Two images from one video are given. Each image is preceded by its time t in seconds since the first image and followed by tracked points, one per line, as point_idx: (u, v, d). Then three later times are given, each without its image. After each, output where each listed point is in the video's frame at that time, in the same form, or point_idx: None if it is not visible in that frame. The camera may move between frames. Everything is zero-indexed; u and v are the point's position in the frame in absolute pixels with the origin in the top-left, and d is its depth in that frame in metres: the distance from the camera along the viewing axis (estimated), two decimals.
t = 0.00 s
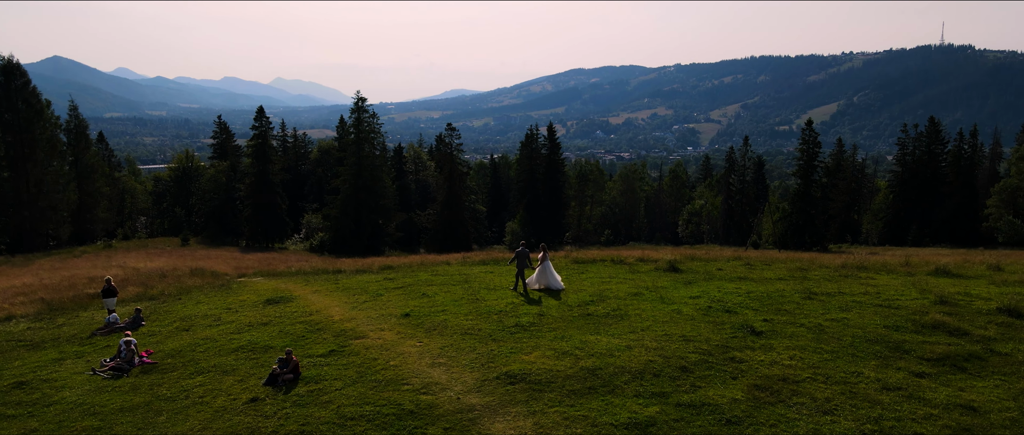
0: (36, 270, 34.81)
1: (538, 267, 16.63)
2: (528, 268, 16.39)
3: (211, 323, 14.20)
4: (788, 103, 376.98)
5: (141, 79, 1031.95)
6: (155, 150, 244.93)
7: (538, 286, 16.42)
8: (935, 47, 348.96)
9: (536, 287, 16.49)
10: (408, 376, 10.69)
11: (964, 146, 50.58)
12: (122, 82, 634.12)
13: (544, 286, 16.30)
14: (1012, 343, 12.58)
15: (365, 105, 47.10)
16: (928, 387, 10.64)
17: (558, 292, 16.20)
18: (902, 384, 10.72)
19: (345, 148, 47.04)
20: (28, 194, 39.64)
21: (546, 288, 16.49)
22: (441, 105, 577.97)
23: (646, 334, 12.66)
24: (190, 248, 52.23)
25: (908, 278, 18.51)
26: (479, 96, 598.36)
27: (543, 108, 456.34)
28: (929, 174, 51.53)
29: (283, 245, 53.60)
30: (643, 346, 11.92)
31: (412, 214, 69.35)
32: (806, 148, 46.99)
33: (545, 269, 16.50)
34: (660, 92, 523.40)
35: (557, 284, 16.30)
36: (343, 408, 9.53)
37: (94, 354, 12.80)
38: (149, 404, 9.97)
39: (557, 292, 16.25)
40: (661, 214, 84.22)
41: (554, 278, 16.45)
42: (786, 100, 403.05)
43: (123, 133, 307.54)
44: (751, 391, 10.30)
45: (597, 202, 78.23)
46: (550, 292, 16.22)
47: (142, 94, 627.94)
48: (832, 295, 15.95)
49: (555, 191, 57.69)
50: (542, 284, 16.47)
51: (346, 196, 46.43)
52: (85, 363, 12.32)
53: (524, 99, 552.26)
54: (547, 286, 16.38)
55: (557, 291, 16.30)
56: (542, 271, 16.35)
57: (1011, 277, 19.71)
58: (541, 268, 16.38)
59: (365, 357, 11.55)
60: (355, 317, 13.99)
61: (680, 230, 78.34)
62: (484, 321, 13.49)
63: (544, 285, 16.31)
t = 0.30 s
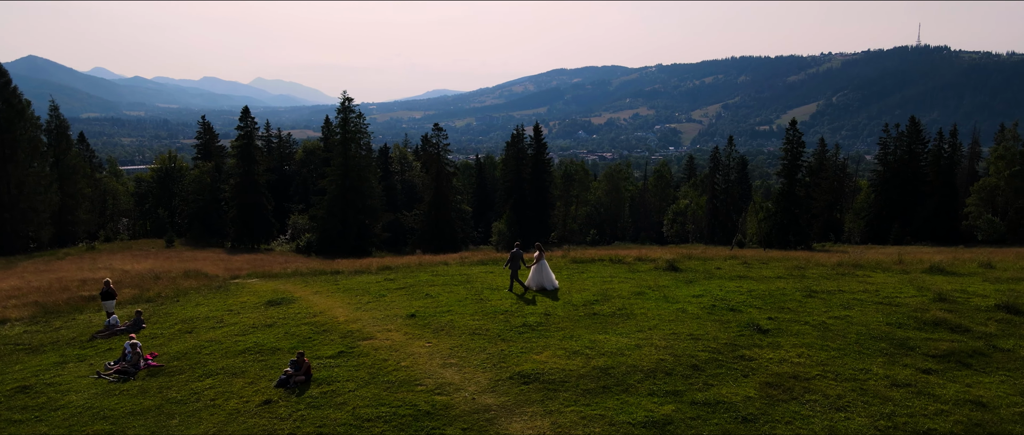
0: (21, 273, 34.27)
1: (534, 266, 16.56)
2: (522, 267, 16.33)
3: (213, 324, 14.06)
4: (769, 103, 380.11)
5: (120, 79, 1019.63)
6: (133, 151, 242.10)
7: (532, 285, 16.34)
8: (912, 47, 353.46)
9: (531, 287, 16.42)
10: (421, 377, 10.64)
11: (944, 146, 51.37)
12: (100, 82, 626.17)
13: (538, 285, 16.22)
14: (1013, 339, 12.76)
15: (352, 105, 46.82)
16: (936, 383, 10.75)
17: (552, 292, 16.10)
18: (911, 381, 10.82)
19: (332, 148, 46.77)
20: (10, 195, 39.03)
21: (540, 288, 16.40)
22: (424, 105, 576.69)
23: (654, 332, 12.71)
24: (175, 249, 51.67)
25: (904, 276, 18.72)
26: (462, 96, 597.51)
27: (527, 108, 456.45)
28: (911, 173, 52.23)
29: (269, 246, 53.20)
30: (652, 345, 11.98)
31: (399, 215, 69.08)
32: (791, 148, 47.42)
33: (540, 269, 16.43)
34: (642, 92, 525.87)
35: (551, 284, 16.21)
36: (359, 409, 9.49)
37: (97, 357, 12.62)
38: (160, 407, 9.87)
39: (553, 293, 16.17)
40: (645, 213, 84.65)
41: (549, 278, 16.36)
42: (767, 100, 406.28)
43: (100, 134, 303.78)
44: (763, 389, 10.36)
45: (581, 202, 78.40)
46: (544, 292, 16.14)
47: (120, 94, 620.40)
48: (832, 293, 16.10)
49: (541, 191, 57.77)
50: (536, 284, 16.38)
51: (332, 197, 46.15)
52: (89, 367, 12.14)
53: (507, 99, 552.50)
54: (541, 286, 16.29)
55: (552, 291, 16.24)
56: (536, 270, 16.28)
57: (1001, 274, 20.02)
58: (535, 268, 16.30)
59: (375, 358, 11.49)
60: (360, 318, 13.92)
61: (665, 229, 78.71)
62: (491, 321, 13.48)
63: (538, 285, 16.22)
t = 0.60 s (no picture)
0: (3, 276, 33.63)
1: (529, 267, 16.60)
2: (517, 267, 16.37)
3: (215, 327, 13.91)
4: (748, 104, 383.13)
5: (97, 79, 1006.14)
6: (109, 152, 238.52)
7: (528, 286, 16.36)
8: (889, 47, 358.06)
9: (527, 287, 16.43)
10: (432, 378, 10.59)
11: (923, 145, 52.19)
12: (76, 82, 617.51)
13: (534, 285, 16.23)
14: (1012, 335, 12.96)
15: (337, 105, 46.79)
16: (943, 379, 10.89)
17: (549, 291, 16.10)
18: (918, 377, 10.95)
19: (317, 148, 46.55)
20: None
21: (535, 288, 16.41)
22: (405, 105, 574.47)
23: (661, 331, 12.75)
24: (159, 251, 51.03)
25: (899, 273, 18.95)
26: (444, 96, 596.31)
27: (509, 108, 456.51)
28: (891, 173, 53.00)
29: (254, 248, 52.70)
30: (661, 344, 12.02)
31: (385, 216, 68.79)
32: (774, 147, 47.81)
33: (535, 269, 16.46)
34: (623, 93, 527.93)
35: (547, 284, 16.23)
36: (374, 411, 9.43)
37: (98, 361, 12.42)
38: (171, 411, 9.75)
39: (551, 292, 16.16)
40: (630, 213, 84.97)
41: (545, 278, 16.38)
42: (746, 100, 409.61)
43: (74, 135, 299.03)
44: (774, 386, 10.44)
45: (565, 202, 78.52)
46: (541, 292, 16.14)
47: (96, 94, 611.75)
48: (831, 291, 16.28)
49: (526, 191, 57.82)
50: (532, 284, 16.39)
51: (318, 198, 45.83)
52: (91, 371, 11.94)
53: (489, 99, 551.80)
54: (537, 286, 16.30)
55: (549, 291, 16.25)
56: (532, 270, 16.31)
57: (991, 271, 20.36)
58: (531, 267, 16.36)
59: (384, 360, 11.43)
60: (364, 319, 13.83)
61: (648, 229, 79.00)
62: (497, 321, 13.45)
63: (534, 285, 16.23)
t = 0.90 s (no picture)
0: None
1: (523, 266, 16.52)
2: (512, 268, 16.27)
3: (218, 329, 13.78)
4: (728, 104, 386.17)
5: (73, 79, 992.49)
6: (84, 153, 235.24)
7: (523, 286, 16.29)
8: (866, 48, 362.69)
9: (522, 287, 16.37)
10: (445, 378, 10.56)
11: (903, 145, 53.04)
12: (52, 82, 608.89)
13: (530, 285, 16.16)
14: (1012, 331, 13.16)
15: (323, 105, 46.34)
16: (950, 375, 11.03)
17: (544, 291, 16.06)
18: (926, 373, 11.07)
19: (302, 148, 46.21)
20: None
21: (531, 287, 16.35)
22: (386, 105, 572.33)
23: (668, 330, 12.80)
24: (143, 253, 50.44)
25: (895, 271, 19.18)
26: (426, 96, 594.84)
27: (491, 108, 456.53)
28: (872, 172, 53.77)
29: (238, 249, 52.19)
30: (669, 343, 12.07)
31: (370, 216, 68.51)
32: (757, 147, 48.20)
33: (531, 269, 16.38)
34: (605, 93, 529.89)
35: (542, 283, 16.17)
36: (391, 412, 9.39)
37: (101, 365, 12.26)
38: (182, 414, 9.64)
39: (546, 292, 16.12)
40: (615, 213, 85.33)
41: (540, 277, 16.33)
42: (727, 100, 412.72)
43: (48, 135, 294.59)
44: (785, 383, 10.52)
45: (550, 202, 78.66)
46: (537, 291, 16.09)
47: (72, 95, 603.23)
48: (830, 288, 16.44)
49: (512, 191, 57.92)
50: (528, 284, 16.33)
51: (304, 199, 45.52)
52: (95, 375, 11.78)
53: (470, 100, 551.13)
54: (533, 286, 16.24)
55: (545, 290, 16.21)
56: (527, 270, 16.21)
57: (982, 269, 20.69)
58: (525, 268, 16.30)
59: (395, 361, 11.37)
60: (369, 321, 13.75)
61: (633, 229, 79.34)
62: (503, 321, 13.43)
63: (529, 285, 16.16)
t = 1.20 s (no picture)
0: None
1: (517, 267, 16.39)
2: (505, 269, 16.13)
3: (222, 331, 13.64)
4: (709, 104, 388.76)
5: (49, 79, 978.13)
6: (59, 153, 231.65)
7: (517, 286, 16.21)
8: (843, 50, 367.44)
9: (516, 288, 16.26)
10: (459, 379, 10.52)
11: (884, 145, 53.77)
12: (27, 82, 599.70)
13: (524, 286, 16.05)
14: (1011, 328, 13.35)
15: (308, 105, 45.97)
16: (957, 371, 11.17)
17: (538, 292, 15.97)
18: (933, 369, 11.21)
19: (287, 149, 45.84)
20: None
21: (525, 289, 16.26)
22: (367, 105, 569.60)
23: (676, 328, 12.85)
24: (127, 255, 49.79)
25: (890, 269, 19.40)
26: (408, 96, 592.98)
27: (473, 108, 456.01)
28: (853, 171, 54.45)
29: (222, 251, 51.70)
30: (678, 341, 12.11)
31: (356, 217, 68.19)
32: (741, 148, 48.53)
33: (524, 270, 16.25)
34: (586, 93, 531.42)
35: (536, 284, 16.08)
36: (408, 413, 9.34)
37: (105, 368, 12.10)
38: (195, 418, 9.54)
39: (540, 292, 16.04)
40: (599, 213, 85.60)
41: (534, 278, 16.23)
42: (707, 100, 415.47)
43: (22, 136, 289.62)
44: (797, 381, 10.59)
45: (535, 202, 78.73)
46: (531, 292, 16.00)
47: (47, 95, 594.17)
48: (830, 286, 16.59)
49: (498, 191, 57.96)
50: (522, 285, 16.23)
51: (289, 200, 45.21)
52: (99, 378, 11.62)
53: (452, 100, 550.15)
54: (527, 287, 16.14)
55: (539, 291, 16.13)
56: (520, 272, 16.08)
57: (973, 266, 21.00)
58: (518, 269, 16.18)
59: (405, 361, 11.31)
60: (375, 321, 13.68)
61: (617, 228, 79.63)
62: (510, 321, 13.40)
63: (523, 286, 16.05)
